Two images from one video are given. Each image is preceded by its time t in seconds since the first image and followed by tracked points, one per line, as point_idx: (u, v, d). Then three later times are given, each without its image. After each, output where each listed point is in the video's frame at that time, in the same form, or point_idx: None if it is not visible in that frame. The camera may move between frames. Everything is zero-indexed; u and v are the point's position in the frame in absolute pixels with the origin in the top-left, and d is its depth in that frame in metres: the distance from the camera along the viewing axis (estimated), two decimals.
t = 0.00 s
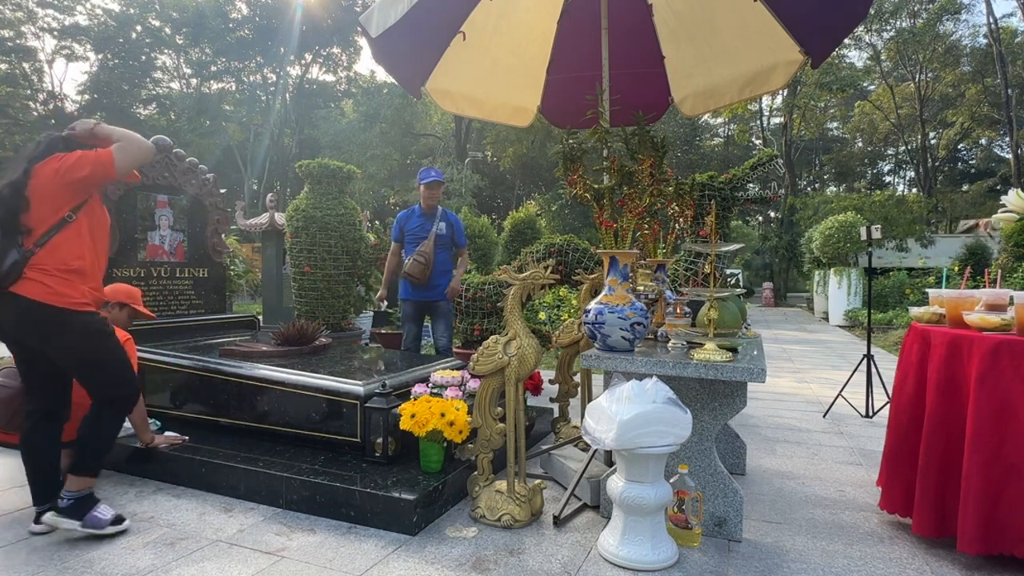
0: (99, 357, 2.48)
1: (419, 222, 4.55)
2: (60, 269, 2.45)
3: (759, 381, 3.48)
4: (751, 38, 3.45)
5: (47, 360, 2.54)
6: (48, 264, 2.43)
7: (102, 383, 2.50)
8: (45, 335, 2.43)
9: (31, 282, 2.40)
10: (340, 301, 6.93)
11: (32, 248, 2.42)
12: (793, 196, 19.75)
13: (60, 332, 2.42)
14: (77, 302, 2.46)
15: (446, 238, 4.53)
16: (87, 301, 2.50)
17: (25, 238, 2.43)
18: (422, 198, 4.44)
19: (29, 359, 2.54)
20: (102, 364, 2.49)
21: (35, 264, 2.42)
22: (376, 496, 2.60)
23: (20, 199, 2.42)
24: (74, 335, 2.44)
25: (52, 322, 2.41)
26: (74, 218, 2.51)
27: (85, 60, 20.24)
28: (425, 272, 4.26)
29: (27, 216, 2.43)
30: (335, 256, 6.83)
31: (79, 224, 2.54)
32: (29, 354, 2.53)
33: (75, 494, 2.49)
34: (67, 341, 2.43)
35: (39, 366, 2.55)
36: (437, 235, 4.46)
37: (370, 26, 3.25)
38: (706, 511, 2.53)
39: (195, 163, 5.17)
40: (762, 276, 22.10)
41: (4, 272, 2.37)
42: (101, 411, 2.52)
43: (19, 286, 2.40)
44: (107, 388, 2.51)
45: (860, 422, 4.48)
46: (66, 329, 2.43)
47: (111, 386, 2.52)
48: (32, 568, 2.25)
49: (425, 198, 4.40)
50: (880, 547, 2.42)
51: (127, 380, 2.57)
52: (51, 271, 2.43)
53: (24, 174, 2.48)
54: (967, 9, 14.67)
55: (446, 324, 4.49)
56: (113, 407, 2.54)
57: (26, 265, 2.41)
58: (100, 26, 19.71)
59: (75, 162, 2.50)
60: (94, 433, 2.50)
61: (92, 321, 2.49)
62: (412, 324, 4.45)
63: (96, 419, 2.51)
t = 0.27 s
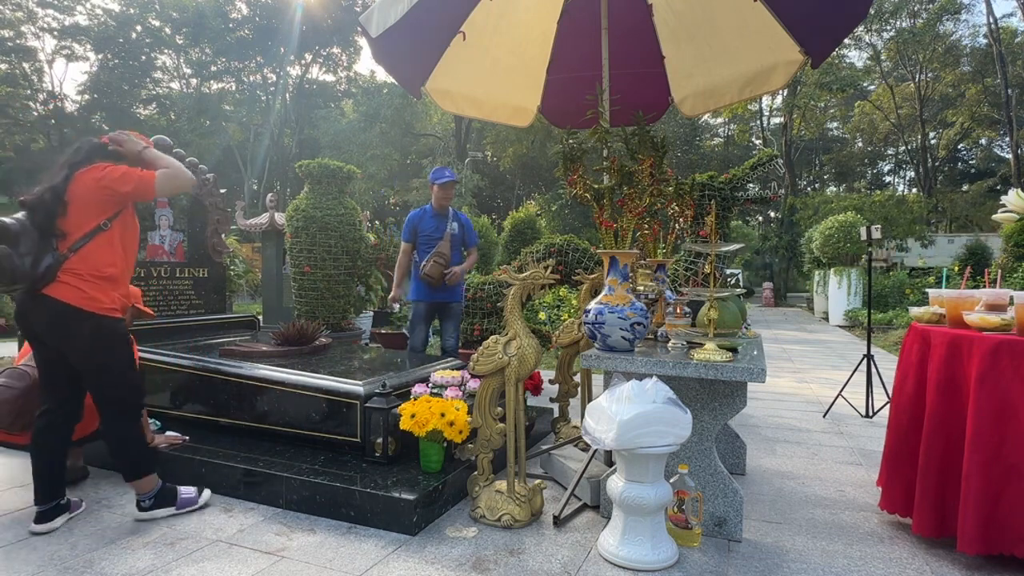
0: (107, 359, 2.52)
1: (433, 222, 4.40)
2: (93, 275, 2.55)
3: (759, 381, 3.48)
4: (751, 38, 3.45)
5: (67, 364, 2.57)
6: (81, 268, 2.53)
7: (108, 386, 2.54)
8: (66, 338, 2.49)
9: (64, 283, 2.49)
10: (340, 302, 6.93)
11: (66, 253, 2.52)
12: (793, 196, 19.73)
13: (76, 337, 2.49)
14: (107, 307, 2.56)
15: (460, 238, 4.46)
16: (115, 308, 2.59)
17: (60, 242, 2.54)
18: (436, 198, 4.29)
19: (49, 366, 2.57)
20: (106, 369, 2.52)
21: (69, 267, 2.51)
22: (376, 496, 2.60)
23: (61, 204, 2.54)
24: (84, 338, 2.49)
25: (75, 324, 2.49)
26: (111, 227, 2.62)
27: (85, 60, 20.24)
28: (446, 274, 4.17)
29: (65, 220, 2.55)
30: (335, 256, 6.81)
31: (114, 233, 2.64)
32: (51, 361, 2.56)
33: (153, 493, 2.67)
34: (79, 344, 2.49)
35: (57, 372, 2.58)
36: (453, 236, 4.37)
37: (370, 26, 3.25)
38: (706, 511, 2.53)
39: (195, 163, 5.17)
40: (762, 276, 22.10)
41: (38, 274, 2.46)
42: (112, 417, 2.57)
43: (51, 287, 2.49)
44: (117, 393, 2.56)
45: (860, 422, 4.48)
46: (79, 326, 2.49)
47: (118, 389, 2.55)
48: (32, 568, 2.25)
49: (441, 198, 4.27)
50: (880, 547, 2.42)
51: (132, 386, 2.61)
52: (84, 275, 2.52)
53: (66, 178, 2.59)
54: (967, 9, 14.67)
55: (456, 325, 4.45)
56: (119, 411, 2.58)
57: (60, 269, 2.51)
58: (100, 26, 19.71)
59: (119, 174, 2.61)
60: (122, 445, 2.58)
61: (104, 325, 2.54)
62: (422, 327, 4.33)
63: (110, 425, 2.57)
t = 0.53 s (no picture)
0: (154, 354, 2.66)
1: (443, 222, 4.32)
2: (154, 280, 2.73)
3: (758, 381, 3.49)
4: (751, 38, 3.45)
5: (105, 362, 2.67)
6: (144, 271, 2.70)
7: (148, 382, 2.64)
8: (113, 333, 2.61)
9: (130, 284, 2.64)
10: (340, 302, 6.92)
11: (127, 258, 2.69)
12: (793, 196, 19.71)
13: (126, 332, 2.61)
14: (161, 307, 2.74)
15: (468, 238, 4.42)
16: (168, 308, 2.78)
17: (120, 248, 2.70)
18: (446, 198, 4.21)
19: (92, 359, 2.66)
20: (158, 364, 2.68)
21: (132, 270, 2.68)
22: (376, 496, 2.60)
23: (138, 210, 2.66)
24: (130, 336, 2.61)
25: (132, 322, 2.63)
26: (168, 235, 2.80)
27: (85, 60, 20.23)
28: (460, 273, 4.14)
29: (134, 225, 2.68)
30: (335, 256, 6.80)
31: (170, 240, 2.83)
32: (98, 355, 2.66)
33: (155, 493, 2.68)
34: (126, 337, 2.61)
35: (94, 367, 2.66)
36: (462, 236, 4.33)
37: (370, 26, 3.25)
38: (706, 511, 2.53)
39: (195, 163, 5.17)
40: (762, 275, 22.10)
41: (103, 275, 2.62)
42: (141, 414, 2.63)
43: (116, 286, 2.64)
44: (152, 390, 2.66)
45: (860, 422, 4.48)
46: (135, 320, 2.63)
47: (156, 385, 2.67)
48: (33, 568, 2.25)
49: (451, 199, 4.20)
50: (881, 548, 2.42)
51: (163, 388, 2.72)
52: (147, 277, 2.69)
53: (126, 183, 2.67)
54: (967, 9, 14.67)
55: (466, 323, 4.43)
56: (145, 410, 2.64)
57: (122, 271, 2.67)
58: (100, 27, 19.72)
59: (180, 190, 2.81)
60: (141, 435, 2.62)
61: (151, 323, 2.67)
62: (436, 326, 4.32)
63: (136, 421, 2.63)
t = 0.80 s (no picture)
0: (161, 354, 2.68)
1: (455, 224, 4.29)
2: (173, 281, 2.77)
3: (758, 381, 3.48)
4: (751, 38, 3.45)
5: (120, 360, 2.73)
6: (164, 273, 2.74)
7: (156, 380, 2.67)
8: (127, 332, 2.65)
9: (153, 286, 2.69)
10: (340, 301, 6.92)
11: (148, 258, 2.71)
12: (793, 195, 19.70)
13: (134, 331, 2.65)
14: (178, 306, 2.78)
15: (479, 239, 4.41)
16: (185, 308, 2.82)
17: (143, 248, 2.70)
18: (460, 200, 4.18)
19: (104, 356, 2.72)
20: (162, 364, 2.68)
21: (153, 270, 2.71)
22: (376, 496, 2.60)
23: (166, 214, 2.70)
24: (138, 335, 2.65)
25: (149, 322, 2.67)
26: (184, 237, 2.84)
27: (85, 60, 20.24)
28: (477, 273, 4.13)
29: (159, 227, 2.70)
30: (335, 256, 6.79)
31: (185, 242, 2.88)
32: (111, 352, 2.71)
33: (155, 493, 2.68)
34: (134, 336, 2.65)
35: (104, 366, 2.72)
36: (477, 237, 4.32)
37: (369, 26, 3.25)
38: (706, 511, 2.53)
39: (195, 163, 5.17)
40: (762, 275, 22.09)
41: (128, 274, 2.62)
42: (149, 413, 2.67)
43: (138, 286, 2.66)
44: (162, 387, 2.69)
45: (860, 422, 4.48)
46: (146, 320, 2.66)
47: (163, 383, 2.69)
48: (33, 568, 2.25)
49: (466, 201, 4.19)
50: (880, 547, 2.42)
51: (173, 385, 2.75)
52: (168, 278, 2.74)
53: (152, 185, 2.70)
54: (967, 9, 14.66)
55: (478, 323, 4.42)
56: (155, 408, 2.68)
57: (144, 270, 2.69)
58: (100, 27, 19.73)
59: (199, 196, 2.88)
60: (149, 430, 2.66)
61: (159, 324, 2.69)
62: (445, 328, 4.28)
63: (145, 418, 2.66)
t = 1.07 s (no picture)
0: (163, 354, 2.69)
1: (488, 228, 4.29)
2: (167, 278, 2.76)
3: (758, 381, 3.48)
4: (751, 38, 3.45)
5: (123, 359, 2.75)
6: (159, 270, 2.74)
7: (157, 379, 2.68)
8: (129, 331, 2.66)
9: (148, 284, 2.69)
10: (340, 301, 6.91)
11: (142, 257, 2.71)
12: (793, 195, 19.69)
13: (136, 331, 2.66)
14: (175, 304, 2.78)
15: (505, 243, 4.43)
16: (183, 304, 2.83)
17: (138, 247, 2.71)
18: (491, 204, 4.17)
19: (105, 356, 2.73)
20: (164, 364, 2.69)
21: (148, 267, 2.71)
22: (376, 496, 2.60)
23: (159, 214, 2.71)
24: (139, 335, 2.66)
25: (149, 321, 2.67)
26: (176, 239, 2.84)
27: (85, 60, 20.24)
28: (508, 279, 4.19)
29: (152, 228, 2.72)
30: (335, 256, 6.78)
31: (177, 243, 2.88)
32: (112, 352, 2.73)
33: (156, 492, 2.69)
34: (135, 336, 2.66)
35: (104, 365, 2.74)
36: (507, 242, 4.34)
37: (369, 26, 3.25)
38: (706, 511, 2.53)
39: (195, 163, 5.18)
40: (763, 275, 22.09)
41: (123, 273, 2.62)
42: (150, 411, 2.67)
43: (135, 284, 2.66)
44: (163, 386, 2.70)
45: (860, 422, 4.48)
46: (147, 320, 2.67)
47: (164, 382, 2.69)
48: (33, 568, 2.25)
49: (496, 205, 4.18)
50: (880, 547, 2.42)
51: (174, 385, 2.76)
52: (163, 276, 2.74)
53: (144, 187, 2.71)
54: (967, 9, 14.66)
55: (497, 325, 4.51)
56: (157, 406, 2.68)
57: (139, 269, 2.69)
58: (100, 26, 19.71)
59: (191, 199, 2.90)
60: (150, 429, 2.66)
61: (160, 324, 2.70)
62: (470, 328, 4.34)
63: (145, 418, 2.66)
